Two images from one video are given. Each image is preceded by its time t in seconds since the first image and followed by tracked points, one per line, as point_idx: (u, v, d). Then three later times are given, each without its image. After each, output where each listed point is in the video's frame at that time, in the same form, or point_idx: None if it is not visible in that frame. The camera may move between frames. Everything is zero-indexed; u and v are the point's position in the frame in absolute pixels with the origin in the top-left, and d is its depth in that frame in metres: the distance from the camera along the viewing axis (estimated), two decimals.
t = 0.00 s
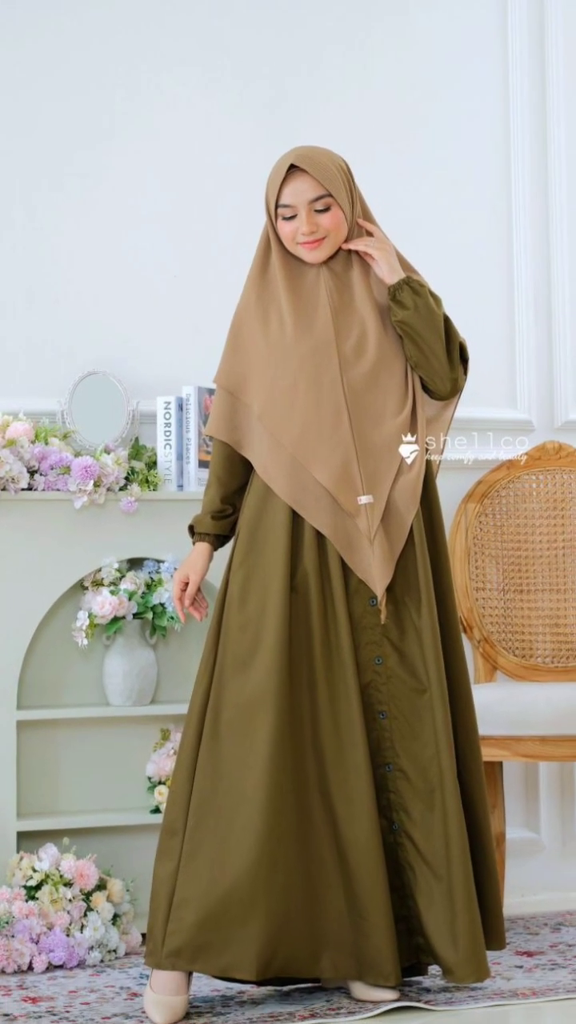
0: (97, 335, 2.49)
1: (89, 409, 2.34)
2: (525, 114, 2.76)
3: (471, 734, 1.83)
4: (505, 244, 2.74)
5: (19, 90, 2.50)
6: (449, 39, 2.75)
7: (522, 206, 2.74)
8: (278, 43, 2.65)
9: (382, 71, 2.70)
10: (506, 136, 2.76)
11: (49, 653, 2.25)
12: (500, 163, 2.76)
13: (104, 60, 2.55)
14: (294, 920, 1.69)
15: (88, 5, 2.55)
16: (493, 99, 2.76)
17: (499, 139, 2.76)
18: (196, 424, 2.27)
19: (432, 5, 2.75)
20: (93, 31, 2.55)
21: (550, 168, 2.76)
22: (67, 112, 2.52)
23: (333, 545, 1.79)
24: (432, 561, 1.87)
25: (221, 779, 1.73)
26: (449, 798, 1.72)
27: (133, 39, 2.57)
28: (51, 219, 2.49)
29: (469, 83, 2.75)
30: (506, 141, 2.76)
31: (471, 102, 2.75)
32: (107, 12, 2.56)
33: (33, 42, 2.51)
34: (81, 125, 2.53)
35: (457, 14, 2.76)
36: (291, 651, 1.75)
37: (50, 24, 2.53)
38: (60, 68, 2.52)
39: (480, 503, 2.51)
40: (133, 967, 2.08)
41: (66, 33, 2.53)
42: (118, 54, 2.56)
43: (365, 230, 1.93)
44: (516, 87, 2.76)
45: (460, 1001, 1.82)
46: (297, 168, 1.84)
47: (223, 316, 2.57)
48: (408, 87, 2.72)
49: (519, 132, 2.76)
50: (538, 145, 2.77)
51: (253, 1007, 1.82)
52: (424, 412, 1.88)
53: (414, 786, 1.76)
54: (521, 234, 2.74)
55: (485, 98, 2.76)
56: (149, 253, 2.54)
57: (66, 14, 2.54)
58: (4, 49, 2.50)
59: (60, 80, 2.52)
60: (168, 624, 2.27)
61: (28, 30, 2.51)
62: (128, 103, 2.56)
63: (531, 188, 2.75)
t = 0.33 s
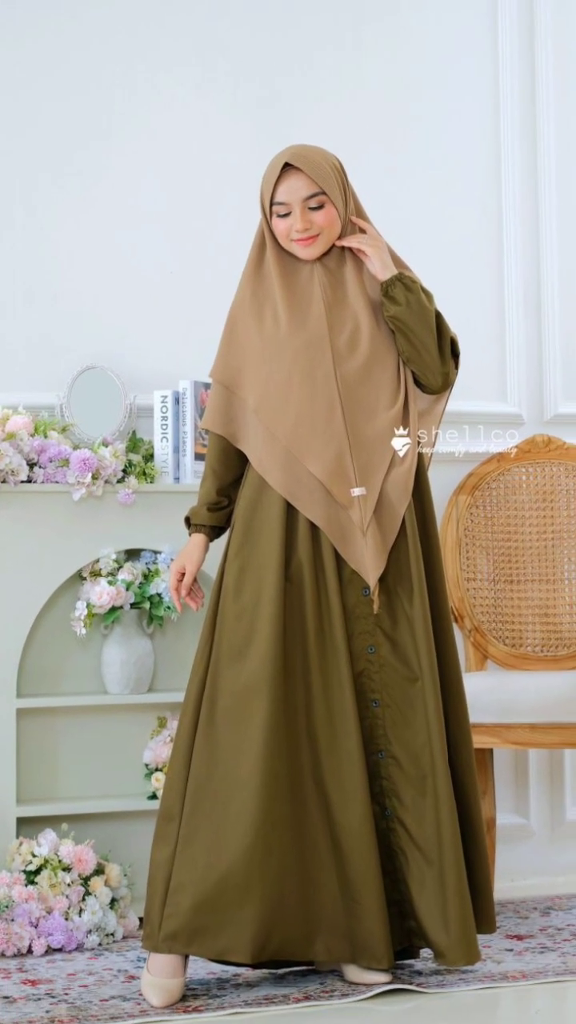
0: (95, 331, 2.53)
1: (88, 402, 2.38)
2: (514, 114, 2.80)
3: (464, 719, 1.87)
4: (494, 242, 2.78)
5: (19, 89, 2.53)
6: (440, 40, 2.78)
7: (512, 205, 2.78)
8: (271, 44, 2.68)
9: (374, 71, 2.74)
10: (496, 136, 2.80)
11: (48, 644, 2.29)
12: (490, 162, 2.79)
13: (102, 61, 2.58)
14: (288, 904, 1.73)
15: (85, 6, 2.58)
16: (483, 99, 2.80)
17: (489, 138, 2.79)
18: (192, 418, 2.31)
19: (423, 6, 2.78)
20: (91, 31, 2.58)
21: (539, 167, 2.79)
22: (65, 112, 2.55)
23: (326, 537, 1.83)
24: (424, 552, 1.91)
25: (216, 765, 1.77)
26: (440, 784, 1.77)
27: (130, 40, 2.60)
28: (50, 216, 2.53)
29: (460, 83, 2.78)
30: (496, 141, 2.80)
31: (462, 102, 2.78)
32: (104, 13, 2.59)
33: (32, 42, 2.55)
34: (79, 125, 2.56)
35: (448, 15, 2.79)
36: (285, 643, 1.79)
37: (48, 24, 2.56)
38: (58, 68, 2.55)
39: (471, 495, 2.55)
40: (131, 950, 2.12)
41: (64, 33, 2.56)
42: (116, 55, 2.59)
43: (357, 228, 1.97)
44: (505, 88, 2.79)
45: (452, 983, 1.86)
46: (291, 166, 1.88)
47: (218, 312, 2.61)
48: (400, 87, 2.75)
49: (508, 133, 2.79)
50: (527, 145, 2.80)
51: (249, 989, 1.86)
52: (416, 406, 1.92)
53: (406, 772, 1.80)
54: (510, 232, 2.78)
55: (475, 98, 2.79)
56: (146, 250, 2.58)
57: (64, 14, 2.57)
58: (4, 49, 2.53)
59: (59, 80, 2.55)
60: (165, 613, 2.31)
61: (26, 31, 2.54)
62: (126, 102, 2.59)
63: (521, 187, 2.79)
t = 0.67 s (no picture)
0: (93, 315, 2.55)
1: (88, 385, 2.40)
2: (508, 102, 2.82)
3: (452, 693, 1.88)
4: (487, 229, 2.81)
5: (18, 75, 2.55)
6: (433, 29, 2.80)
7: (505, 193, 2.80)
8: (268, 31, 2.70)
9: (369, 59, 2.76)
10: (489, 124, 2.82)
11: (48, 623, 2.33)
12: (483, 150, 2.81)
13: (100, 47, 2.60)
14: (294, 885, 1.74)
15: None
16: (477, 88, 2.82)
17: (483, 127, 2.82)
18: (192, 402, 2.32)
19: None
20: (89, 18, 2.60)
21: (533, 154, 2.81)
22: (64, 98, 2.57)
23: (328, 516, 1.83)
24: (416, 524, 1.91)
25: (221, 745, 1.78)
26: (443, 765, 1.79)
27: (128, 27, 2.62)
28: (49, 201, 2.55)
29: (454, 71, 2.81)
30: (490, 129, 2.82)
31: (456, 90, 2.81)
32: None
33: (31, 28, 2.56)
34: (77, 111, 2.58)
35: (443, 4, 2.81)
36: (294, 620, 1.78)
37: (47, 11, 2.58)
38: (57, 55, 2.57)
39: (464, 477, 2.60)
40: (130, 923, 2.16)
41: (62, 20, 2.58)
42: (114, 41, 2.61)
43: (362, 195, 1.91)
44: (499, 76, 2.82)
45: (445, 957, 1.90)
46: (294, 132, 1.88)
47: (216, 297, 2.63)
48: (394, 74, 2.77)
49: (502, 121, 2.81)
50: (521, 133, 2.82)
51: (247, 962, 1.90)
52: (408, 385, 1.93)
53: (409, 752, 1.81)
54: (503, 219, 2.80)
55: (469, 86, 2.81)
56: (144, 235, 2.60)
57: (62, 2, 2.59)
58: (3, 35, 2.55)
59: (57, 66, 2.57)
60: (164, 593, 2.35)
61: (25, 18, 2.56)
62: (123, 88, 2.61)
63: (514, 175, 2.81)
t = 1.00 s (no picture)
0: (85, 313, 2.51)
1: (79, 385, 2.37)
2: (507, 102, 2.78)
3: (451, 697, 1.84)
4: (486, 229, 2.77)
5: (8, 70, 2.51)
6: (432, 27, 2.77)
7: (504, 192, 2.77)
8: (263, 27, 2.67)
9: (366, 57, 2.72)
10: (488, 123, 2.79)
11: (38, 626, 2.30)
12: (482, 150, 2.78)
13: (92, 42, 2.57)
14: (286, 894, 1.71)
15: None
16: (476, 86, 2.78)
17: (482, 125, 2.78)
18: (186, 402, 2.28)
19: None
20: (81, 12, 2.56)
21: (533, 153, 2.78)
22: (53, 91, 2.53)
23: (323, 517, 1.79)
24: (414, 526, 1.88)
25: (214, 750, 1.74)
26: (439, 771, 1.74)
27: (120, 21, 2.59)
28: (40, 198, 2.51)
29: (453, 69, 2.77)
30: (489, 128, 2.79)
31: (454, 89, 2.77)
32: None
33: (22, 23, 2.53)
34: (69, 106, 2.54)
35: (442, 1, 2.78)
36: (289, 623, 1.74)
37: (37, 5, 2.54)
38: (48, 49, 2.54)
39: (463, 479, 2.57)
40: (122, 933, 2.12)
41: (54, 13, 2.55)
42: (106, 36, 2.58)
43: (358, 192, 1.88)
44: (498, 75, 2.78)
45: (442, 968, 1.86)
46: (289, 125, 1.84)
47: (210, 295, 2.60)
48: (391, 73, 2.74)
49: (501, 120, 2.78)
50: (520, 133, 2.79)
51: (241, 972, 1.86)
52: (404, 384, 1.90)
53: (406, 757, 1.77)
54: (502, 219, 2.77)
55: (468, 84, 2.78)
56: (136, 232, 2.56)
57: None
58: None
59: (48, 60, 2.53)
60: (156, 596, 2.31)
61: (17, 11, 2.53)
62: (116, 83, 2.57)
63: (513, 174, 2.78)
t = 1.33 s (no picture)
0: (77, 312, 2.48)
1: (70, 384, 2.33)
2: (506, 99, 2.75)
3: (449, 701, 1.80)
4: (485, 228, 2.74)
5: None
6: (430, 24, 2.74)
7: (504, 191, 2.74)
8: (259, 23, 2.63)
9: (363, 54, 2.69)
10: (487, 121, 2.76)
11: (28, 630, 2.26)
12: (480, 149, 2.75)
13: (84, 36, 2.53)
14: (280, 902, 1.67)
15: None
16: (474, 83, 2.75)
17: (481, 123, 2.75)
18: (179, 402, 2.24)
19: None
20: (73, 7, 2.53)
21: (533, 151, 2.75)
22: (44, 86, 2.50)
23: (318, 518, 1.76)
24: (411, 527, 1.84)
25: (207, 757, 1.70)
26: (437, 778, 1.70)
27: (112, 15, 2.55)
28: (31, 195, 2.48)
29: (452, 67, 2.74)
30: (488, 126, 2.76)
31: (452, 87, 2.74)
32: None
33: (13, 17, 2.49)
34: (61, 100, 2.51)
35: None
36: (283, 626, 1.70)
37: None
38: (39, 45, 2.50)
39: (461, 480, 2.53)
40: (113, 943, 2.08)
41: (45, 7, 2.51)
42: (98, 31, 2.54)
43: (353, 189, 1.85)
44: (497, 72, 2.75)
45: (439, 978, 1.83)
46: (284, 120, 1.81)
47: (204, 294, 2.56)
48: (389, 71, 2.71)
49: (500, 118, 2.75)
50: (520, 130, 2.76)
51: (235, 982, 1.82)
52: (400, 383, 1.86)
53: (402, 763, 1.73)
54: (501, 218, 2.74)
55: (466, 82, 2.75)
56: (129, 230, 2.53)
57: None
58: None
59: (40, 55, 2.50)
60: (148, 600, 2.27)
61: (9, 4, 2.49)
62: (108, 78, 2.54)
63: (513, 173, 2.75)
